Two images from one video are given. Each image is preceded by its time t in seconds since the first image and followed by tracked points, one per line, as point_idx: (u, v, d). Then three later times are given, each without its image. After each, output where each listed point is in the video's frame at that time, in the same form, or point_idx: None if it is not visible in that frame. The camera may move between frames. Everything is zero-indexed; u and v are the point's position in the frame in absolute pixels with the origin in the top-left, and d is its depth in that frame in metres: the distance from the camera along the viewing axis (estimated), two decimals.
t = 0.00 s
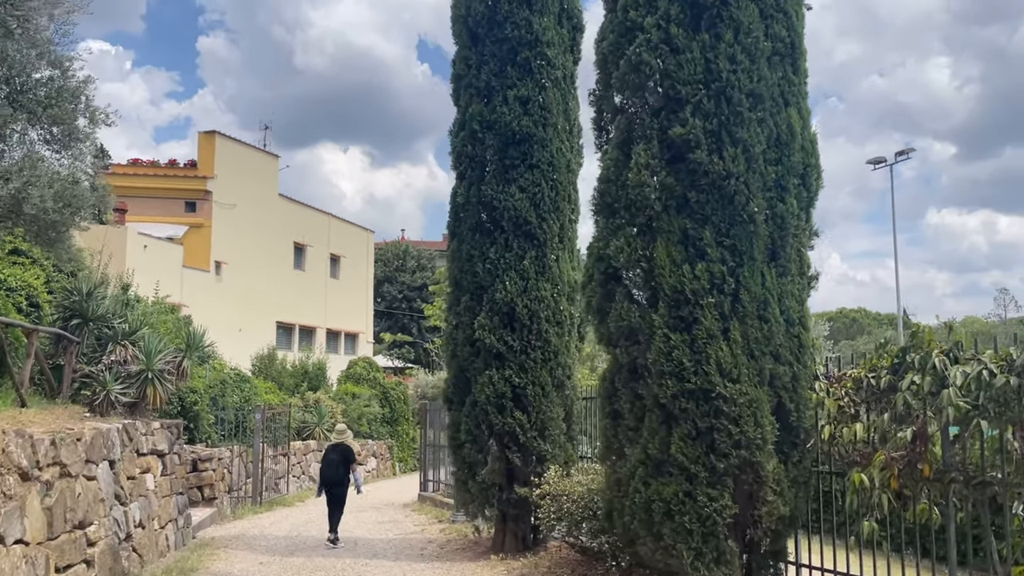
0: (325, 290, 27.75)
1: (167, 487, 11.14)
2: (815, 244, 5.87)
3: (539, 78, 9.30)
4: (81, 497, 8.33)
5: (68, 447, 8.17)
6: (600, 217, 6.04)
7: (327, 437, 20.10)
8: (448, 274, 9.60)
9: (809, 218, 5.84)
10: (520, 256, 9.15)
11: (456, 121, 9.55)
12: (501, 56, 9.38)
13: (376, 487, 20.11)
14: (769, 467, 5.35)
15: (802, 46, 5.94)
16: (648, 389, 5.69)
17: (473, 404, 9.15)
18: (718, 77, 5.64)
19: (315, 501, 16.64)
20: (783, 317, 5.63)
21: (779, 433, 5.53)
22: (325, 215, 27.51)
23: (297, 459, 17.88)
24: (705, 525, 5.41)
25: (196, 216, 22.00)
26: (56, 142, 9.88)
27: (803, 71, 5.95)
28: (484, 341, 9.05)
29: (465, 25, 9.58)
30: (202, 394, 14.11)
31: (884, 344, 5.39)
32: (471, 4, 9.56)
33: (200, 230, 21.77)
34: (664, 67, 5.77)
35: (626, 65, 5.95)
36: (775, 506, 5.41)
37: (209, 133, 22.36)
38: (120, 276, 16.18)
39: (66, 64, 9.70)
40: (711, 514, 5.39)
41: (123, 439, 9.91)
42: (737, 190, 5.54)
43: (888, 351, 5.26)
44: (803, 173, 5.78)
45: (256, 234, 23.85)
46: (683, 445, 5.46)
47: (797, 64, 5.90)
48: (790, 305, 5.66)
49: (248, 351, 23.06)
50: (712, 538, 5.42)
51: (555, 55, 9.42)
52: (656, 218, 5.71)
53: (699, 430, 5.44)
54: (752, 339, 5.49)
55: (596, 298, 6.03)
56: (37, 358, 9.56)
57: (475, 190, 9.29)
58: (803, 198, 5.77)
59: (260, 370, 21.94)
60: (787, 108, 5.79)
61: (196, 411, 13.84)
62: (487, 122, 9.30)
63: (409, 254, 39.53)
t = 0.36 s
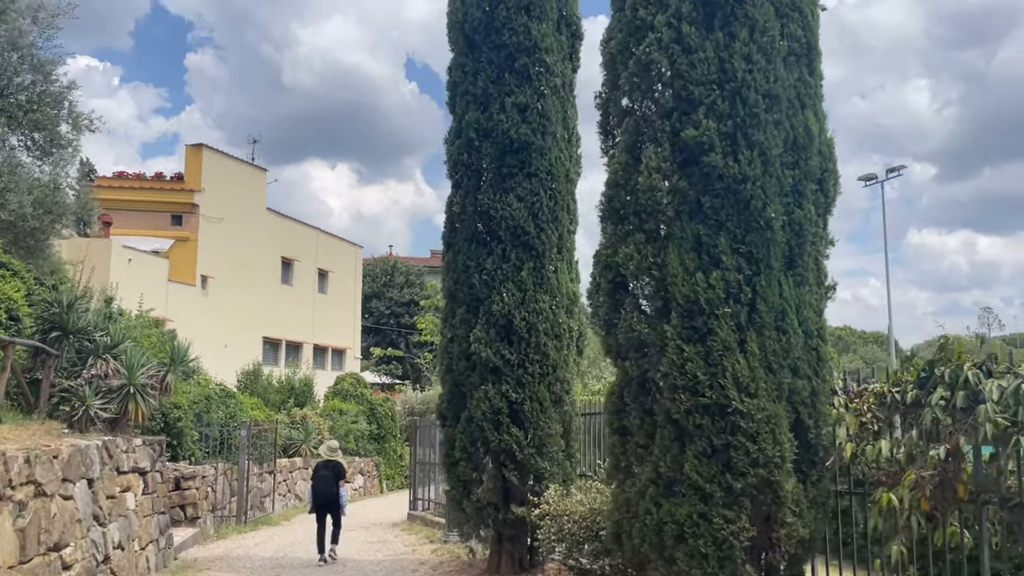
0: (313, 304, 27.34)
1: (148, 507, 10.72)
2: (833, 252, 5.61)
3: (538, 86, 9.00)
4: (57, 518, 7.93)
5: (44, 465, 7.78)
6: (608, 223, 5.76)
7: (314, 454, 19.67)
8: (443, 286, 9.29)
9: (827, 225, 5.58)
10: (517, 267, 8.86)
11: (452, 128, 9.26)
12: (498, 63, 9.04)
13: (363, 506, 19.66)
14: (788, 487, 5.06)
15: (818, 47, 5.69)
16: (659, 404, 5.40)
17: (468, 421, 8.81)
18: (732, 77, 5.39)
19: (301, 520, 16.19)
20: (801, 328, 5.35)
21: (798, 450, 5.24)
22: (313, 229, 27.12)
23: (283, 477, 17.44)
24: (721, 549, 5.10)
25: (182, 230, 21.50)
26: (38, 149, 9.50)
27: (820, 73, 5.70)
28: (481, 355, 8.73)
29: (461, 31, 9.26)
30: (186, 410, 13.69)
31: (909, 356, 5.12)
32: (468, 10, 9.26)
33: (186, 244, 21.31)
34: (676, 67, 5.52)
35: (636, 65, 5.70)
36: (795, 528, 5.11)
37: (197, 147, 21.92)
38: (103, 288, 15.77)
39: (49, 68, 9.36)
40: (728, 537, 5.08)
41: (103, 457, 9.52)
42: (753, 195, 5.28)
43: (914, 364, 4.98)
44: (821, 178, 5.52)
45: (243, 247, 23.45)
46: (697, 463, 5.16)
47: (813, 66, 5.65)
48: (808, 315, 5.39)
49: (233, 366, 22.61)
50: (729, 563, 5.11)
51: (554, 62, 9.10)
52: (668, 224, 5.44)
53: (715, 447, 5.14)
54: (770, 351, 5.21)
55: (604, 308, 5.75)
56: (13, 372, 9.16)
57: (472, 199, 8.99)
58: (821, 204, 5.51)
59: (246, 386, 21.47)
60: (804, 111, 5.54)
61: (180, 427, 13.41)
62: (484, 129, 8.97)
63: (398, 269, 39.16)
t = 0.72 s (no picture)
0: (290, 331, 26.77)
1: (114, 543, 10.15)
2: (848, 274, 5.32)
3: (529, 103, 8.72)
4: (15, 556, 7.40)
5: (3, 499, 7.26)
6: (611, 243, 5.44)
7: (289, 485, 19.06)
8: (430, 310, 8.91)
9: (842, 245, 5.30)
10: (508, 291, 8.53)
11: (440, 147, 8.95)
12: (488, 80, 8.76)
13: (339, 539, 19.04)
14: (807, 525, 4.71)
15: (831, 60, 5.44)
16: (667, 435, 5.05)
17: (455, 452, 8.38)
18: (744, 89, 5.11)
19: (275, 554, 15.58)
20: (817, 355, 5.05)
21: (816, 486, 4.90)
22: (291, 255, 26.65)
23: (257, 509, 16.83)
24: None
25: (155, 253, 21.00)
26: (5, 165, 9.02)
27: (832, 88, 5.44)
28: (469, 383, 8.35)
29: (451, 47, 8.99)
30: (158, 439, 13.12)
31: (934, 385, 4.83)
32: (457, 27, 9.00)
33: (159, 268, 20.80)
34: (683, 78, 5.25)
35: (639, 76, 5.42)
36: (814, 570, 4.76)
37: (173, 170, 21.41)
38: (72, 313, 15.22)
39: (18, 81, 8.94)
40: None
41: (68, 489, 9.01)
42: (767, 213, 4.98)
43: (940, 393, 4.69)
44: (835, 196, 5.25)
45: (220, 272, 22.93)
46: (709, 500, 4.81)
47: (825, 79, 5.40)
48: (825, 341, 5.09)
49: (207, 394, 21.98)
50: None
51: (546, 80, 8.84)
52: (676, 243, 5.12)
53: (729, 482, 4.79)
54: (786, 379, 4.89)
55: (606, 333, 5.41)
56: None
57: (460, 220, 8.65)
58: (836, 224, 5.23)
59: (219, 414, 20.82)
60: (817, 126, 5.28)
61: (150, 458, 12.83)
62: (474, 148, 8.68)
63: (376, 295, 38.69)
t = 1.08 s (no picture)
0: (265, 367, 26.16)
1: None
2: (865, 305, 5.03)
3: (520, 130, 8.46)
4: None
5: None
6: (615, 270, 5.12)
7: (261, 526, 18.35)
8: (414, 343, 8.52)
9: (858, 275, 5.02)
10: (497, 323, 8.17)
11: (426, 174, 8.63)
12: (478, 106, 8.50)
13: None
14: None
15: (843, 81, 5.20)
16: (676, 477, 4.69)
17: (440, 493, 7.95)
18: (755, 109, 4.85)
19: None
20: (836, 390, 4.73)
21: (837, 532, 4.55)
22: (267, 288, 26.10)
23: (228, 552, 16.13)
24: None
25: (128, 286, 20.44)
26: None
27: (845, 110, 5.20)
28: (456, 419, 7.95)
29: (439, 72, 8.73)
30: (124, 478, 12.51)
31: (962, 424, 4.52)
32: (446, 52, 8.75)
33: (132, 302, 20.24)
34: (690, 97, 4.99)
35: (644, 95, 5.15)
36: None
37: (149, 202, 20.83)
38: (38, 346, 14.62)
39: None
40: None
41: (25, 533, 8.46)
42: (783, 238, 4.70)
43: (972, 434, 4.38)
44: (851, 224, 4.98)
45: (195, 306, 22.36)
46: (724, 548, 4.44)
47: (837, 101, 5.15)
48: (843, 375, 4.78)
49: (177, 432, 21.28)
50: None
51: (537, 107, 8.59)
52: (685, 270, 4.81)
53: (745, 529, 4.43)
54: (804, 416, 4.57)
55: (609, 365, 5.07)
56: None
57: (448, 249, 8.32)
58: (852, 252, 4.96)
59: (189, 452, 20.09)
60: (831, 148, 5.02)
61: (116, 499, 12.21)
62: (463, 174, 8.38)
63: (353, 330, 38.09)
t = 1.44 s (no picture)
0: (236, 414, 25.38)
1: None
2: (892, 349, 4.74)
3: (512, 168, 8.19)
4: None
5: None
6: (627, 311, 4.81)
7: None
8: (401, 389, 8.12)
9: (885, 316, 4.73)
10: (488, 367, 7.80)
11: (415, 212, 8.32)
12: (469, 143, 8.23)
13: None
14: None
15: (861, 115, 4.98)
16: (696, 535, 4.33)
17: (428, 549, 7.48)
18: (775, 140, 4.61)
19: None
20: (867, 439, 4.40)
21: None
22: (240, 333, 25.45)
23: None
24: None
25: (98, 331, 19.53)
26: None
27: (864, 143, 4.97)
28: (445, 470, 7.52)
29: (429, 109, 8.48)
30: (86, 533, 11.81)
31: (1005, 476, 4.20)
32: (435, 88, 8.51)
33: (99, 347, 19.37)
34: (707, 128, 4.74)
35: (656, 126, 4.90)
36: None
37: (120, 244, 19.92)
38: None
39: None
40: None
41: None
42: (808, 276, 4.41)
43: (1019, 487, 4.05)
44: (876, 262, 4.71)
45: (165, 351, 21.65)
46: None
47: (857, 134, 4.92)
48: (874, 424, 4.46)
49: (143, 482, 20.43)
50: None
51: (530, 144, 8.34)
52: (704, 309, 4.51)
53: None
54: (835, 467, 4.24)
55: (622, 413, 4.72)
56: None
57: (437, 289, 7.97)
58: (877, 292, 4.68)
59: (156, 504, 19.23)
60: (852, 183, 4.78)
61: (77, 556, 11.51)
62: (454, 213, 8.08)
63: (327, 377, 37.34)
